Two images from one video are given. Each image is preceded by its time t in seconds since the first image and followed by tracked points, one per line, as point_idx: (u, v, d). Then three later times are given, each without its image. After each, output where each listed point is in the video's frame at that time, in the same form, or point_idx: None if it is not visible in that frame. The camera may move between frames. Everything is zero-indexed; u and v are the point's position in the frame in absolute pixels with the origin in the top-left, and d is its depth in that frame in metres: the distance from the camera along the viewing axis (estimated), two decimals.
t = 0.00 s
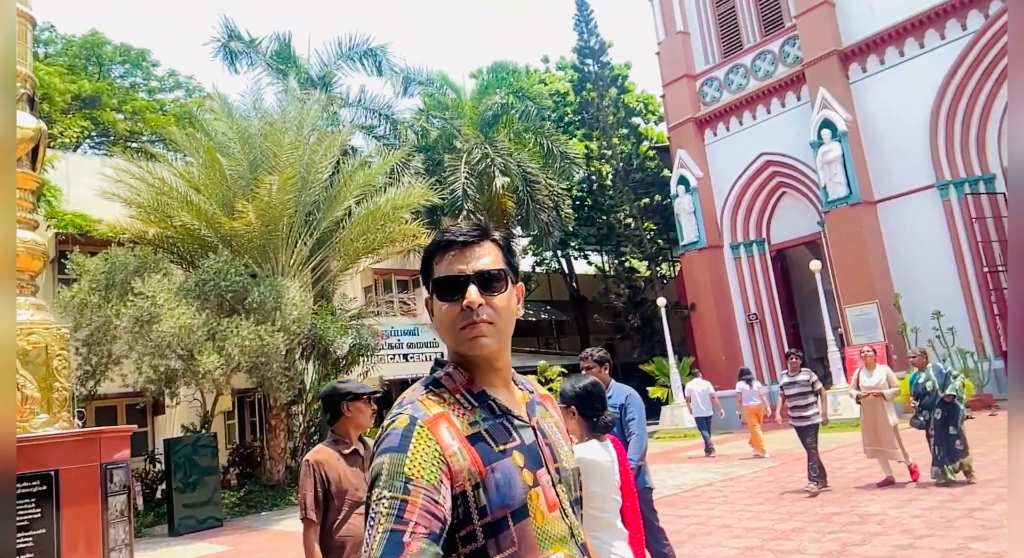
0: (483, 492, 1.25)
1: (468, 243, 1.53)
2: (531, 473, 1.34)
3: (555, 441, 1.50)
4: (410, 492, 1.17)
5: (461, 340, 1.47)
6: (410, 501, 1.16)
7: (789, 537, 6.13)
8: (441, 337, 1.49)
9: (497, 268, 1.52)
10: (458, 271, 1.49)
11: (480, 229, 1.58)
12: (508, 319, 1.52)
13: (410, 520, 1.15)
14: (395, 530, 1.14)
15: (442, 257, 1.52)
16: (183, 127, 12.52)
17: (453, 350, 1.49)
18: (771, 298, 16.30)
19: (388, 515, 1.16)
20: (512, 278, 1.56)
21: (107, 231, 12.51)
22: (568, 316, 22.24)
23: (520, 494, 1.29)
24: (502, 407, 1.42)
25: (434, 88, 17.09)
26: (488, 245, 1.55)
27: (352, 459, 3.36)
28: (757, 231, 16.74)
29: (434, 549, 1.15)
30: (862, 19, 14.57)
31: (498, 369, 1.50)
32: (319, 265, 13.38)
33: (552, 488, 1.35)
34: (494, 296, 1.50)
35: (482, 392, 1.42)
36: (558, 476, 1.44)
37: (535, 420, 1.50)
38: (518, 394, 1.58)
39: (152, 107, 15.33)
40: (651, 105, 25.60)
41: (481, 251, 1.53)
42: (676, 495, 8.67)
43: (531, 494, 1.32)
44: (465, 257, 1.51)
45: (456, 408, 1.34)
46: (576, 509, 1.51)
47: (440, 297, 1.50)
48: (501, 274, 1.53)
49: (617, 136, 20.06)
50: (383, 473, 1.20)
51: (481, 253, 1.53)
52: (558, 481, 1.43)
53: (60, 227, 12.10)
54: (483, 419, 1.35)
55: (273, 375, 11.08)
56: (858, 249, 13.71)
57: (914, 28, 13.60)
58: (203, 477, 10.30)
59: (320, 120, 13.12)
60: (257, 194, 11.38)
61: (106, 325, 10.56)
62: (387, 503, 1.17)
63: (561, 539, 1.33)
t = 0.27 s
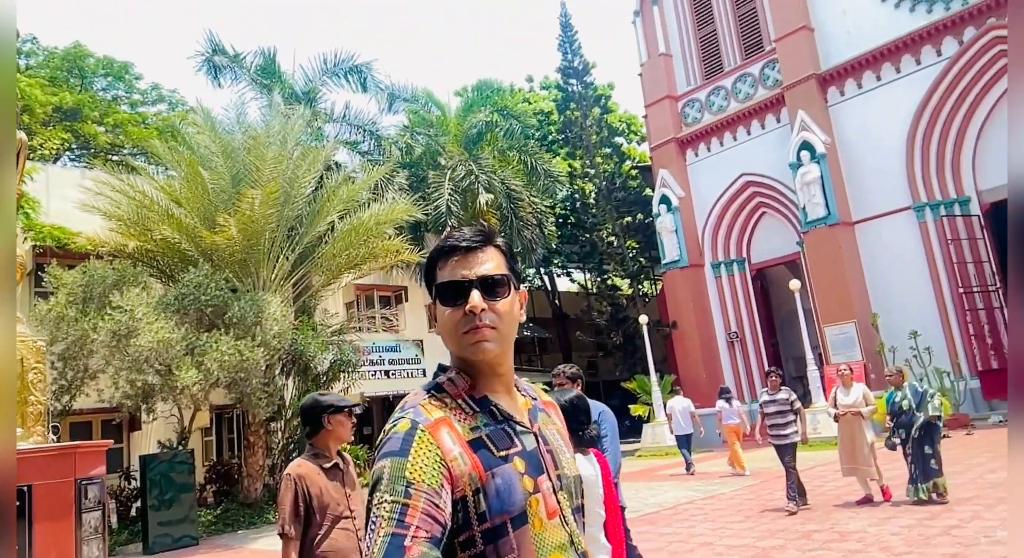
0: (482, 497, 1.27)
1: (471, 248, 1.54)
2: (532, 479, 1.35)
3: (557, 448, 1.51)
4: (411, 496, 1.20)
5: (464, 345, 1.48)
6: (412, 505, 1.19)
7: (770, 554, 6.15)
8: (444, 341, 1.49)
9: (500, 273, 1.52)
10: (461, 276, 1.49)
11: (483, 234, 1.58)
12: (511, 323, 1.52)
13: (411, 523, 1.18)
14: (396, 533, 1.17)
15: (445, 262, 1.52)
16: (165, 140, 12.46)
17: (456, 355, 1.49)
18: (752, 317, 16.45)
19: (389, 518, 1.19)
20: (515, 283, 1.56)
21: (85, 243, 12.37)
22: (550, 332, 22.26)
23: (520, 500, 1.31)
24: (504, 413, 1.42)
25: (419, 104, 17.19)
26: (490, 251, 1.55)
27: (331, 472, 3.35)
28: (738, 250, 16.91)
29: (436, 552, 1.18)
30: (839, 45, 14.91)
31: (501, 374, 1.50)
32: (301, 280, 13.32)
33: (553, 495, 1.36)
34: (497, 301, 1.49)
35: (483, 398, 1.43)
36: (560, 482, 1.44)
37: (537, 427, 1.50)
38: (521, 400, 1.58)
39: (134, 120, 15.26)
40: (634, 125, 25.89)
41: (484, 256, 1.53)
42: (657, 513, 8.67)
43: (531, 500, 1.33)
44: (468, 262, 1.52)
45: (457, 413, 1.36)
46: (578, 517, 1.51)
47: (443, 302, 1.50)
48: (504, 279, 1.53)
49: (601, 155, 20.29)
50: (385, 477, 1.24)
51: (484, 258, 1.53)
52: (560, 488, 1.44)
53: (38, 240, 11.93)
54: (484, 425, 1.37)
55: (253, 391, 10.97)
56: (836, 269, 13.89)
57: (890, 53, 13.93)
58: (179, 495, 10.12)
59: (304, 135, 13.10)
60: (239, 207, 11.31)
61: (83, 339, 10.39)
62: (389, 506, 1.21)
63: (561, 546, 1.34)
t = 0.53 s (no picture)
0: (482, 504, 1.27)
1: (474, 255, 1.57)
2: (533, 487, 1.35)
3: (560, 457, 1.51)
4: (412, 502, 1.21)
5: (467, 352, 1.50)
6: (412, 511, 1.20)
7: None
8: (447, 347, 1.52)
9: (503, 281, 1.54)
10: (465, 283, 1.52)
11: (486, 240, 1.61)
12: (514, 330, 1.55)
13: (412, 529, 1.19)
14: (397, 539, 1.18)
15: (449, 269, 1.55)
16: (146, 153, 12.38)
17: (459, 362, 1.51)
18: (733, 335, 16.55)
19: (390, 524, 1.21)
20: (519, 290, 1.59)
21: (62, 255, 12.21)
22: (532, 349, 22.26)
23: (520, 508, 1.31)
24: (507, 421, 1.44)
25: (403, 120, 17.28)
26: (494, 258, 1.58)
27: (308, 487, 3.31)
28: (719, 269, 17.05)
29: None
30: (817, 68, 15.19)
31: (504, 382, 1.52)
32: (282, 295, 13.25)
33: (554, 504, 1.36)
34: (500, 308, 1.52)
35: (485, 405, 1.44)
36: (562, 491, 1.45)
37: (540, 435, 1.51)
38: (525, 409, 1.59)
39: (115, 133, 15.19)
40: (617, 144, 26.17)
41: (487, 264, 1.56)
42: (637, 531, 8.65)
43: (532, 509, 1.33)
44: (472, 269, 1.54)
45: (457, 420, 1.37)
46: (582, 527, 1.50)
47: (446, 308, 1.52)
48: (508, 286, 1.56)
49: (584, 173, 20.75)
50: (386, 483, 1.25)
51: (487, 266, 1.56)
52: (563, 497, 1.44)
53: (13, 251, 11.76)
54: (486, 431, 1.38)
55: (231, 407, 10.87)
56: (815, 288, 14.04)
57: (867, 76, 14.21)
58: (154, 512, 9.94)
59: (287, 149, 13.09)
60: (220, 221, 11.23)
61: (58, 352, 10.16)
62: (389, 513, 1.22)
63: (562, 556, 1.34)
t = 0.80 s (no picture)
0: (482, 510, 1.34)
1: (479, 262, 1.65)
2: (534, 494, 1.42)
3: (562, 464, 1.59)
4: (413, 507, 1.29)
5: (471, 358, 1.59)
6: (413, 516, 1.28)
7: None
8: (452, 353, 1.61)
9: (507, 287, 1.63)
10: (469, 289, 1.60)
11: (491, 248, 1.69)
12: (517, 336, 1.63)
13: (413, 534, 1.26)
14: (399, 544, 1.26)
15: (454, 275, 1.64)
16: (126, 165, 12.25)
17: (462, 368, 1.60)
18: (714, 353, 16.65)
19: (392, 529, 1.28)
20: (522, 296, 1.67)
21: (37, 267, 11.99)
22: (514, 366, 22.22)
23: (521, 514, 1.37)
24: (509, 427, 1.51)
25: (387, 136, 17.29)
26: (498, 265, 1.66)
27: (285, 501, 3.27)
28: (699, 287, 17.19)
29: None
30: (797, 89, 15.45)
31: (507, 389, 1.61)
32: (261, 309, 13.11)
33: (554, 511, 1.43)
34: (503, 314, 1.61)
35: (488, 411, 1.52)
36: (565, 499, 1.52)
37: (542, 442, 1.58)
38: (528, 415, 1.67)
39: (95, 144, 15.02)
40: (600, 162, 26.38)
41: (492, 270, 1.64)
42: (619, 548, 8.63)
43: (532, 515, 1.40)
44: (477, 275, 1.63)
45: (460, 425, 1.45)
46: (585, 535, 1.57)
47: (451, 314, 1.61)
48: (511, 293, 1.64)
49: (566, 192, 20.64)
50: (388, 488, 1.33)
51: (491, 273, 1.64)
52: (564, 504, 1.51)
53: None
54: (488, 438, 1.45)
55: (208, 422, 10.76)
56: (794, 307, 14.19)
57: (845, 99, 14.49)
58: (127, 530, 9.73)
59: (269, 163, 13.03)
60: (200, 234, 11.12)
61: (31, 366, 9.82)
62: (391, 517, 1.30)
63: None
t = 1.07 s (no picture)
0: (483, 514, 1.34)
1: (483, 266, 1.67)
2: (537, 498, 1.42)
3: (565, 470, 1.60)
4: (415, 509, 1.29)
5: (475, 362, 1.61)
6: (415, 518, 1.28)
7: None
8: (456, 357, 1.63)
9: (511, 291, 1.65)
10: (473, 293, 1.63)
11: (495, 252, 1.71)
12: (521, 340, 1.65)
13: (416, 536, 1.26)
14: (400, 546, 1.25)
15: (458, 279, 1.66)
16: (105, 176, 12.13)
17: (467, 371, 1.63)
18: (694, 371, 16.73)
19: (394, 531, 1.28)
20: (525, 301, 1.69)
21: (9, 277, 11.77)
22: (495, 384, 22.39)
23: (522, 517, 1.38)
24: (512, 431, 1.53)
25: (370, 150, 17.33)
26: (502, 269, 1.68)
27: (260, 513, 3.24)
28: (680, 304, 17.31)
29: None
30: (776, 110, 15.70)
31: (511, 393, 1.63)
32: (240, 323, 12.99)
33: (557, 515, 1.43)
34: (507, 318, 1.62)
35: (491, 415, 1.54)
36: (568, 504, 1.53)
37: (546, 447, 1.60)
38: (533, 419, 1.69)
39: (73, 155, 14.88)
40: (583, 180, 26.62)
41: (496, 274, 1.66)
42: None
43: (535, 519, 1.40)
44: (481, 279, 1.65)
45: (463, 428, 1.46)
46: (588, 540, 1.57)
47: (455, 319, 1.64)
48: (515, 297, 1.66)
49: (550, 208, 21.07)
50: (390, 489, 1.33)
51: (495, 277, 1.66)
52: (566, 510, 1.52)
53: None
54: (491, 441, 1.46)
55: (183, 437, 10.64)
56: (774, 325, 14.32)
57: (824, 121, 14.74)
58: (98, 548, 9.51)
59: (251, 175, 12.99)
60: (180, 246, 11.01)
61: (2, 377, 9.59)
62: (393, 519, 1.29)
63: None
